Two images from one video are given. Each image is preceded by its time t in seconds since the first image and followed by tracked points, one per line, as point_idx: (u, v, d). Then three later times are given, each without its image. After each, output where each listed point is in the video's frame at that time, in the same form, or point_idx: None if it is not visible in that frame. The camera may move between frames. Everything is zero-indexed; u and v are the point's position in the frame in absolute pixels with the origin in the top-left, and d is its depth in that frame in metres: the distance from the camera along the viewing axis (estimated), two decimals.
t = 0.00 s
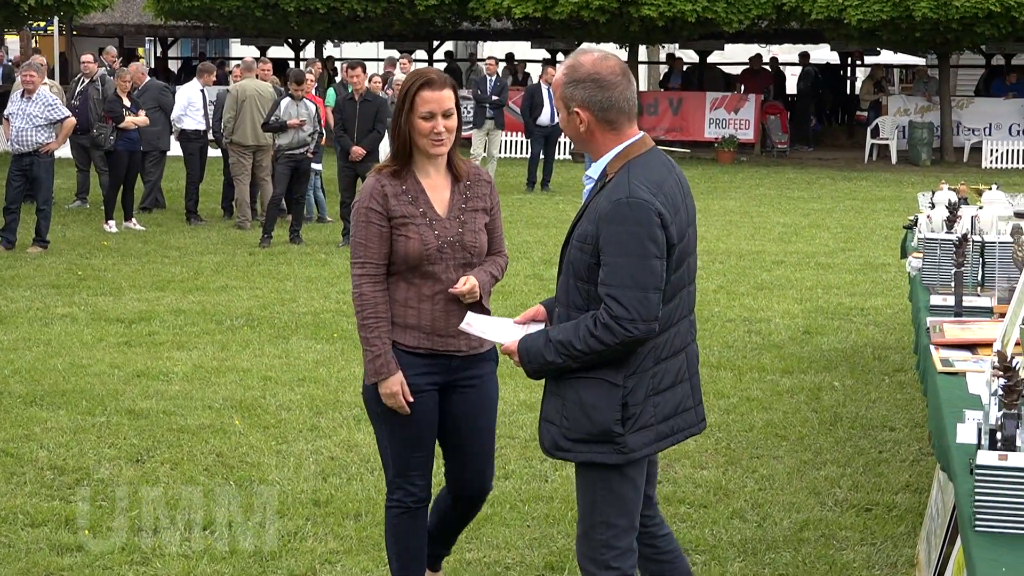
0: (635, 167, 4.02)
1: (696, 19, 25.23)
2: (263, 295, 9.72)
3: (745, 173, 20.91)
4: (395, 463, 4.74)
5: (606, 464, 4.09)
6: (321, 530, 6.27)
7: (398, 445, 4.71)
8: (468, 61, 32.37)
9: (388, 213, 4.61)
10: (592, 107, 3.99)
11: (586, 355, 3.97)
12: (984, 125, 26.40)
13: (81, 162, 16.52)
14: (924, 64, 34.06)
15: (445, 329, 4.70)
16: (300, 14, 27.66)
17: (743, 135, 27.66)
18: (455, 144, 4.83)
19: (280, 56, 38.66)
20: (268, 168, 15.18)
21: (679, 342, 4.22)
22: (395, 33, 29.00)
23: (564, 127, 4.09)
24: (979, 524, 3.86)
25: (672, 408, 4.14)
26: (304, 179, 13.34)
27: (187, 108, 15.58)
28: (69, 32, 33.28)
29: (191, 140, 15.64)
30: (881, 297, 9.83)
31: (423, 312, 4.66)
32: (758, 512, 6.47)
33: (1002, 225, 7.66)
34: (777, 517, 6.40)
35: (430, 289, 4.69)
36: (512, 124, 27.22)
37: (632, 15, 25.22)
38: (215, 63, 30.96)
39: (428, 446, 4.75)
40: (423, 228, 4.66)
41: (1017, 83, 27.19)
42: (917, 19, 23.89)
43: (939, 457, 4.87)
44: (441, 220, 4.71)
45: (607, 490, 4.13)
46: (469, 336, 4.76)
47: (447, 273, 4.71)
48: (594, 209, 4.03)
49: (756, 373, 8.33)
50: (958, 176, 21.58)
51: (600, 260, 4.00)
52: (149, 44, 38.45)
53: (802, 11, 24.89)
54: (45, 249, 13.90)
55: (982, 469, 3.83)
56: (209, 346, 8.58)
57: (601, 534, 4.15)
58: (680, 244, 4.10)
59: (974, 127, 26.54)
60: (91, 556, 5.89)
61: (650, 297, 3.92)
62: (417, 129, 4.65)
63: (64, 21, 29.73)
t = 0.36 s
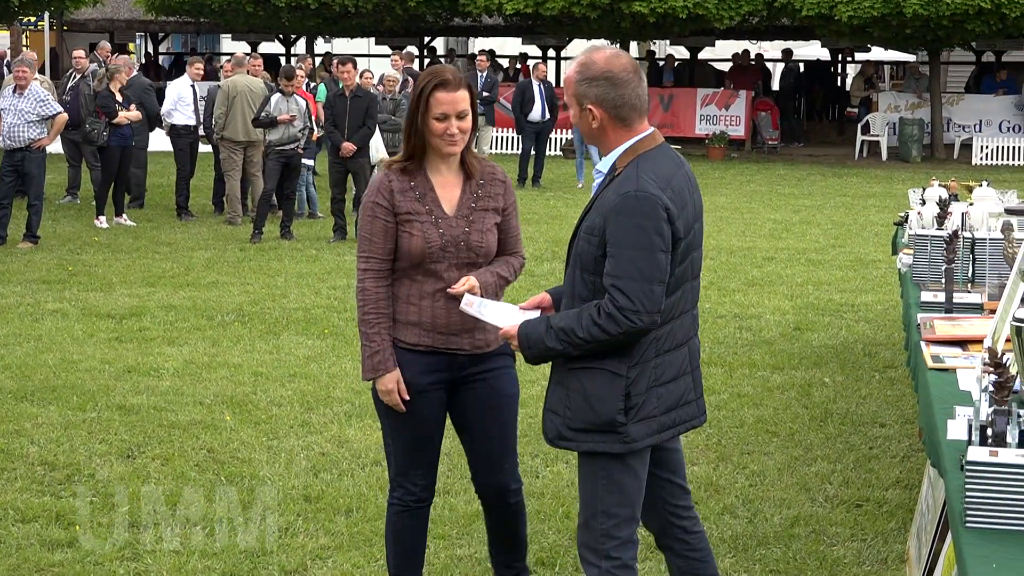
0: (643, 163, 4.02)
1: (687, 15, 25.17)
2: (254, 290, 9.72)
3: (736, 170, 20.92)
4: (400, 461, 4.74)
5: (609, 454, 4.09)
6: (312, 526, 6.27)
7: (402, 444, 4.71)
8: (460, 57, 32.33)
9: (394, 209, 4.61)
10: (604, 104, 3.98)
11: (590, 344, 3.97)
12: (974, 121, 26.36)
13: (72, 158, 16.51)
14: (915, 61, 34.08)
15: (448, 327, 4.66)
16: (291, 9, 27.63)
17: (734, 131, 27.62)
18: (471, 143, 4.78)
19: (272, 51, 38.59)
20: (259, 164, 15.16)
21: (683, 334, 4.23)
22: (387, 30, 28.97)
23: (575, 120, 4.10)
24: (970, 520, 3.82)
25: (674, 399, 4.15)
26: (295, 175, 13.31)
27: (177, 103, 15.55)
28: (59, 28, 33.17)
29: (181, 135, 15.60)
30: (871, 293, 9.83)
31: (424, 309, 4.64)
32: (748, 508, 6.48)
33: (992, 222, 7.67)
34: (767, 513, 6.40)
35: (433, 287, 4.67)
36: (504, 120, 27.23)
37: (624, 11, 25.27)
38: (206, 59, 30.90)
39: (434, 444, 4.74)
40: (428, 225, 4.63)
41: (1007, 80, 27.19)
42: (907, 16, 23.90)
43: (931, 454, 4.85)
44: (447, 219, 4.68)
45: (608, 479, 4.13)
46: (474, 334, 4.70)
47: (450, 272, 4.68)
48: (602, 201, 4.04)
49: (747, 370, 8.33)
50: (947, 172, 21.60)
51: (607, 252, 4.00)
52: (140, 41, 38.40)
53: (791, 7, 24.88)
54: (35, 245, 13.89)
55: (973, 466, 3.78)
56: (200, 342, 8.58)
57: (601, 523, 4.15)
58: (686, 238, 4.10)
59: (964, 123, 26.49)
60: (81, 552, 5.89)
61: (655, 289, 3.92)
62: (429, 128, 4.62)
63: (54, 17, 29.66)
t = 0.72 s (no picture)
0: (670, 154, 4.09)
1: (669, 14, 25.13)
2: (235, 289, 9.69)
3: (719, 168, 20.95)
4: (420, 457, 4.75)
5: (633, 441, 4.12)
6: (294, 524, 6.26)
7: (420, 440, 4.74)
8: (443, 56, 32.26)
9: (423, 208, 4.65)
10: (635, 96, 4.04)
11: (619, 325, 4.01)
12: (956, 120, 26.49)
13: (53, 157, 16.47)
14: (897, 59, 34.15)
15: (475, 327, 4.66)
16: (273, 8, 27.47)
17: (716, 130, 27.69)
18: (507, 145, 4.77)
19: (253, 49, 38.46)
20: (242, 163, 15.13)
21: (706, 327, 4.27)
22: (369, 28, 28.90)
23: (601, 119, 4.15)
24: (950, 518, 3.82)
25: (698, 391, 4.18)
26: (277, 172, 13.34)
27: (157, 101, 15.40)
28: (39, 26, 32.96)
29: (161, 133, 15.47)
30: (853, 292, 9.85)
31: (451, 308, 4.65)
32: (730, 506, 6.49)
33: (973, 220, 7.68)
34: (749, 511, 6.41)
35: (460, 285, 4.68)
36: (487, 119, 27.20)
37: (606, 9, 25.25)
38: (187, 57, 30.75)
39: (456, 442, 4.77)
40: (456, 225, 4.65)
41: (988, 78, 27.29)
42: (889, 14, 23.97)
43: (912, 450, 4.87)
44: (477, 219, 4.68)
45: (622, 471, 4.16)
46: (501, 335, 4.69)
47: (476, 271, 4.68)
48: (629, 191, 4.10)
49: (729, 368, 8.34)
50: (929, 171, 21.67)
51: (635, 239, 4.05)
52: (120, 39, 38.21)
53: (772, 7, 24.89)
54: (16, 244, 13.85)
55: (953, 464, 3.79)
56: (182, 341, 8.56)
57: (610, 517, 4.17)
58: (711, 230, 4.17)
59: (945, 122, 26.60)
60: (63, 552, 5.88)
61: (685, 270, 3.98)
62: (462, 131, 4.64)
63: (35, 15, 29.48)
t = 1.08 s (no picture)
0: (683, 143, 4.20)
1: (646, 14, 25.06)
2: (213, 290, 9.68)
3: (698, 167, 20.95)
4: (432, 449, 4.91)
5: (666, 426, 4.17)
6: (272, 526, 6.25)
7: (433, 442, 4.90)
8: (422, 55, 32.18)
9: (430, 204, 4.88)
10: (646, 88, 4.15)
11: (647, 308, 4.06)
12: (933, 119, 26.57)
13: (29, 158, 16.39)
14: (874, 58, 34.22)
15: (475, 324, 4.87)
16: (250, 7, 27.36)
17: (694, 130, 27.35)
18: (515, 145, 4.97)
19: (230, 50, 38.33)
20: (220, 163, 15.09)
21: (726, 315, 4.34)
22: (348, 27, 28.82)
23: (608, 120, 4.18)
24: (928, 517, 3.80)
25: (725, 377, 4.24)
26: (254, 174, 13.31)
27: (132, 101, 15.22)
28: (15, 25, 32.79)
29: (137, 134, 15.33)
30: (830, 291, 9.87)
31: (451, 305, 4.87)
32: (709, 505, 6.51)
33: (949, 220, 7.71)
34: (727, 511, 6.42)
35: (462, 282, 4.91)
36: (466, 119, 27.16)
37: (583, 10, 25.20)
38: (164, 57, 30.61)
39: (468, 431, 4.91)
40: (461, 222, 4.87)
41: (964, 78, 27.37)
42: (865, 14, 24.03)
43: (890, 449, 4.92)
44: (482, 217, 4.89)
45: (640, 463, 4.21)
46: (500, 333, 4.90)
47: (478, 269, 4.91)
48: (644, 182, 4.18)
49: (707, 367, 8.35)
50: (905, 170, 21.73)
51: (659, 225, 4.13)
52: (96, 39, 38.01)
53: (749, 6, 24.90)
54: None
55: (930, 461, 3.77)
56: (160, 342, 8.55)
57: (621, 508, 4.22)
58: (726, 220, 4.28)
59: (922, 122, 26.67)
60: (39, 554, 5.86)
61: (711, 252, 4.06)
62: (469, 131, 4.84)
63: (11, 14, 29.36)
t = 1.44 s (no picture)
0: (674, 146, 4.25)
1: (627, 13, 24.90)
2: (192, 292, 9.61)
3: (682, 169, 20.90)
4: (416, 451, 4.97)
5: (649, 430, 4.23)
6: (252, 529, 6.18)
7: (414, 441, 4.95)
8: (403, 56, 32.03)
9: (410, 203, 4.85)
10: (638, 89, 4.18)
11: (632, 313, 4.10)
12: (915, 120, 26.60)
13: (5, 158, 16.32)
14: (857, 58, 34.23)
15: (456, 325, 4.85)
16: (230, 7, 27.20)
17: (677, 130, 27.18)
18: (494, 143, 4.94)
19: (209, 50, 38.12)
20: (198, 164, 15.06)
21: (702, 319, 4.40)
22: (329, 28, 28.68)
23: (600, 120, 4.23)
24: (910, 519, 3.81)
25: (704, 382, 4.31)
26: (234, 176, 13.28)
27: (110, 102, 15.13)
28: None
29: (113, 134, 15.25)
30: (813, 292, 9.84)
31: (433, 306, 4.84)
32: (691, 508, 6.46)
33: (932, 220, 7.69)
34: (709, 513, 6.38)
35: (444, 282, 4.87)
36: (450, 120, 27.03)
37: (564, 10, 25.00)
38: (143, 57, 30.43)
39: (450, 436, 4.96)
40: (442, 221, 4.83)
41: (946, 78, 27.43)
42: (848, 14, 24.02)
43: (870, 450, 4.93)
44: (463, 216, 4.86)
45: (634, 469, 4.28)
46: (483, 333, 4.89)
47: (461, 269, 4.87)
48: (635, 185, 4.22)
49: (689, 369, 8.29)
50: (888, 171, 21.74)
51: (647, 230, 4.18)
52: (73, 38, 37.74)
53: (731, 6, 24.81)
54: None
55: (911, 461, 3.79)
56: (138, 344, 8.48)
57: (623, 514, 4.29)
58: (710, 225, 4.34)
59: (905, 122, 26.70)
60: (17, 558, 5.79)
61: (696, 262, 4.12)
62: (446, 130, 4.82)
63: None
